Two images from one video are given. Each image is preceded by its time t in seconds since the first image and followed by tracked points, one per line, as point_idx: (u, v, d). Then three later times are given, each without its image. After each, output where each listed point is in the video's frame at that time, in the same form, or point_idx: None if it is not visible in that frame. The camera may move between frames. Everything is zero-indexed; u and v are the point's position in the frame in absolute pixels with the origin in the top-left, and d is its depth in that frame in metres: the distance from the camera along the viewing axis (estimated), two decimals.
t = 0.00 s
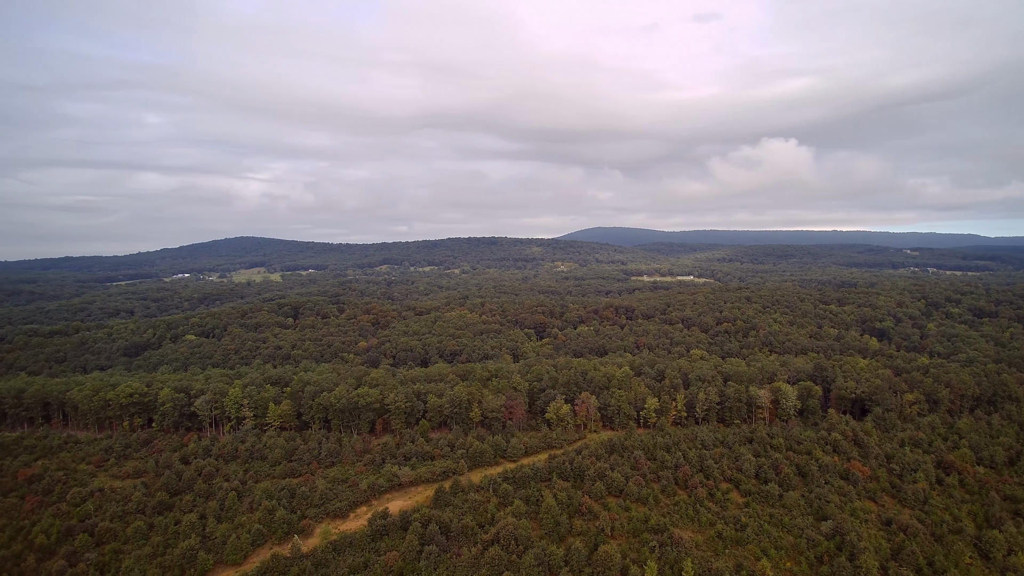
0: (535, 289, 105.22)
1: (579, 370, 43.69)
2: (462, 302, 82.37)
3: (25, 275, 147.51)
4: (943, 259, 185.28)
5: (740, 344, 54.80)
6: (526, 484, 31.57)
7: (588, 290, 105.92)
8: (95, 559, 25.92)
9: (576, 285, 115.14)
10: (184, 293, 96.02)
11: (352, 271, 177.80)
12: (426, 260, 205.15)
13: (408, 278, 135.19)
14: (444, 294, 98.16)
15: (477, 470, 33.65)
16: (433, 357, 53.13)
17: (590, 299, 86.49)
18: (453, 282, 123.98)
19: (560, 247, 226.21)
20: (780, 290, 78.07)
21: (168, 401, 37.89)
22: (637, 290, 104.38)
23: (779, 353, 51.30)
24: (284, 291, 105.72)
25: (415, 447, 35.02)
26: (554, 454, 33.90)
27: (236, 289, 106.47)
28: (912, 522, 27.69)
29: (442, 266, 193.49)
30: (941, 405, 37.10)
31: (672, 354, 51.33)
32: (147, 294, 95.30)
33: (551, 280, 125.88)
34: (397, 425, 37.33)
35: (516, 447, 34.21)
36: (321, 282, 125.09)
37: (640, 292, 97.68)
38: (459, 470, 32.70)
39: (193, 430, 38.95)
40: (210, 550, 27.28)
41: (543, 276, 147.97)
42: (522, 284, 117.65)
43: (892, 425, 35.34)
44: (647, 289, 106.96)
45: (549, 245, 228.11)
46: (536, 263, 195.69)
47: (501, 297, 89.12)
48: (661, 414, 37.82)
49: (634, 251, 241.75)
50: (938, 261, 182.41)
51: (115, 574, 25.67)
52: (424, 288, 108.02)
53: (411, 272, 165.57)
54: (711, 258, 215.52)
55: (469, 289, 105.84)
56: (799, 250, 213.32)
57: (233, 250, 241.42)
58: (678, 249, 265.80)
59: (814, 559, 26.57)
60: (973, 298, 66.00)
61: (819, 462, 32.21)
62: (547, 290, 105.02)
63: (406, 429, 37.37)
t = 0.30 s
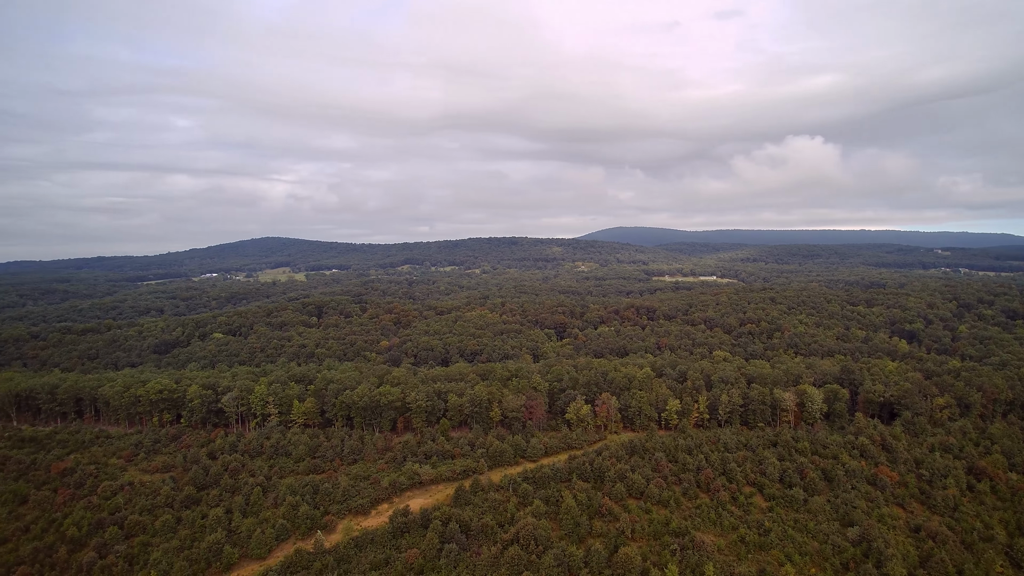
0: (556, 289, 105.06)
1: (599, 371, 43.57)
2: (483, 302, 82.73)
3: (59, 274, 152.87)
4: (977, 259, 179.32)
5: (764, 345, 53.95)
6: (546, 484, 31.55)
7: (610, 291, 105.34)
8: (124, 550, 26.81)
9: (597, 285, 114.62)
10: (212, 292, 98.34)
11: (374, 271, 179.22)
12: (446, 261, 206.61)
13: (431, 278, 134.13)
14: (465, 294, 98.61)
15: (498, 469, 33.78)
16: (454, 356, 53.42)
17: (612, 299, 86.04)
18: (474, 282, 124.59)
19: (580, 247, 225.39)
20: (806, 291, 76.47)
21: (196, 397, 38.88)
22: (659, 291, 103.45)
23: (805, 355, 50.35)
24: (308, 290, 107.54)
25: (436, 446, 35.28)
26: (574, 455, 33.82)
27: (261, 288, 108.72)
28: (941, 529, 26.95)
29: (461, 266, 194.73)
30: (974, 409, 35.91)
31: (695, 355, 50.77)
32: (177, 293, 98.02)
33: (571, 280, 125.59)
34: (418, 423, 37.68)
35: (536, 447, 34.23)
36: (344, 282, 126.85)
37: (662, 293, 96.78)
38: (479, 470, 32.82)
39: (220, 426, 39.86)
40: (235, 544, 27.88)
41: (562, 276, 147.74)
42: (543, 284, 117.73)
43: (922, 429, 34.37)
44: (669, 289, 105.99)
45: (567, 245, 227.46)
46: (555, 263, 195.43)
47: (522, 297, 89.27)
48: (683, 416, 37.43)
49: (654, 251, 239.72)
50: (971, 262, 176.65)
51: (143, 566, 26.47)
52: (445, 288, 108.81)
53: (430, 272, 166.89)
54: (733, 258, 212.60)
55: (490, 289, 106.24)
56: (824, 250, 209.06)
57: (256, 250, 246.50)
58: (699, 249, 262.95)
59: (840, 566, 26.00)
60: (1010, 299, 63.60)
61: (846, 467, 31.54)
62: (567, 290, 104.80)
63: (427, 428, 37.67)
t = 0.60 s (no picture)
0: (577, 289, 104.71)
1: (621, 371, 43.34)
2: (503, 301, 82.96)
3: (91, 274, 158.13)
4: (1014, 258, 172.74)
5: (789, 347, 52.96)
6: (566, 485, 31.50)
7: (631, 291, 104.56)
8: (154, 543, 27.62)
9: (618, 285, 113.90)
10: (239, 292, 100.68)
11: (399, 271, 180.11)
12: (467, 261, 207.60)
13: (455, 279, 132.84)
14: (485, 293, 98.91)
15: (518, 468, 33.85)
16: (475, 356, 53.70)
17: (633, 299, 85.37)
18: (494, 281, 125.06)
19: (600, 247, 224.24)
20: (833, 292, 74.80)
21: (223, 394, 39.85)
22: (681, 291, 102.29)
23: (832, 358, 49.27)
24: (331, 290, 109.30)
25: (457, 444, 35.52)
26: (594, 456, 33.70)
27: (286, 287, 110.89)
28: (973, 537, 26.12)
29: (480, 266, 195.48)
30: (1010, 414, 34.63)
31: (718, 356, 50.09)
32: (205, 292, 100.60)
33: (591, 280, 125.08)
34: (439, 422, 37.98)
35: (557, 448, 34.19)
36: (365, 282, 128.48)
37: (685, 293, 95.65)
38: (499, 469, 32.92)
39: (246, 422, 40.78)
40: (260, 538, 28.48)
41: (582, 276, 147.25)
42: (563, 284, 117.46)
43: (954, 434, 33.31)
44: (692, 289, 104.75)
45: (587, 245, 226.46)
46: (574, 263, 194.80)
47: (543, 297, 89.28)
48: (706, 418, 36.97)
49: (675, 251, 237.14)
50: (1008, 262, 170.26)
51: (171, 559, 27.23)
52: (466, 287, 109.43)
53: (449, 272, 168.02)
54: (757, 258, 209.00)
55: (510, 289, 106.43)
56: (851, 250, 203.93)
57: (279, 250, 251.32)
58: (720, 249, 259.19)
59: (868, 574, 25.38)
60: None
61: (874, 472, 30.78)
62: (588, 290, 104.41)
63: (449, 427, 37.98)
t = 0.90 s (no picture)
0: (599, 289, 104.19)
1: (643, 372, 43.01)
2: (525, 301, 83.09)
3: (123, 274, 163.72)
4: None
5: (817, 349, 51.78)
6: (588, 486, 31.38)
7: (654, 291, 103.56)
8: (183, 536, 28.44)
9: (641, 286, 112.93)
10: (266, 291, 103.04)
11: (421, 271, 181.87)
12: (489, 261, 208.67)
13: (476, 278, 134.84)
14: (507, 293, 99.10)
15: (539, 468, 33.88)
16: (497, 356, 53.90)
17: (657, 300, 84.48)
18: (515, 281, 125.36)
19: (622, 247, 222.75)
20: (863, 293, 72.93)
21: (252, 390, 40.82)
22: (706, 291, 100.85)
23: (862, 361, 48.01)
24: (356, 289, 111.01)
25: (479, 444, 35.71)
26: (616, 458, 33.50)
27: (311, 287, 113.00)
28: (1008, 546, 25.18)
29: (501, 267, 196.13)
30: None
31: (743, 358, 49.29)
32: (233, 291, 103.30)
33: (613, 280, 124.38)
34: (461, 421, 38.22)
35: (578, 448, 34.09)
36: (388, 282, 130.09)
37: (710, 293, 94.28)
38: (520, 469, 32.99)
39: (273, 419, 41.68)
40: (286, 533, 29.07)
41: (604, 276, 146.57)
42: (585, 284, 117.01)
43: (989, 440, 32.09)
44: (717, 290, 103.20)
45: (608, 245, 225.17)
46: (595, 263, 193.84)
47: (565, 297, 89.15)
48: (731, 421, 36.41)
49: (699, 250, 233.91)
50: None
51: (200, 552, 28.00)
52: (488, 287, 109.88)
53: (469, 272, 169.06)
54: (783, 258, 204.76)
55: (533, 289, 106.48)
56: (882, 250, 198.15)
57: (302, 250, 256.26)
58: (745, 249, 254.56)
59: None
60: None
61: (904, 478, 29.92)
62: (610, 291, 103.85)
63: (471, 426, 38.21)
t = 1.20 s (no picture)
0: (622, 290, 103.47)
1: (667, 374, 42.61)
2: (548, 301, 83.02)
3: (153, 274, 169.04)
4: None
5: (846, 351, 50.49)
6: (610, 487, 31.20)
7: (678, 291, 102.30)
8: (212, 529, 29.20)
9: (664, 286, 111.68)
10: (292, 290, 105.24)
11: (444, 271, 182.89)
12: (513, 260, 208.88)
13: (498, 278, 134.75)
14: (529, 293, 99.06)
15: (561, 469, 33.86)
16: (519, 355, 54.00)
17: (681, 300, 83.52)
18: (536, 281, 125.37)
19: (644, 247, 220.66)
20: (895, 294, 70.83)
21: (278, 388, 41.76)
22: (732, 292, 99.15)
23: (893, 363, 46.66)
24: (379, 289, 112.45)
25: (500, 443, 35.86)
26: (638, 459, 33.26)
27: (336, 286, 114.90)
28: None
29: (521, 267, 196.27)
30: None
31: (769, 360, 48.41)
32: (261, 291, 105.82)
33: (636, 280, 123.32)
34: (482, 420, 38.43)
35: (600, 449, 33.94)
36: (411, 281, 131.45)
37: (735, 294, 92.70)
38: (542, 469, 33.03)
39: (299, 415, 42.53)
40: (311, 528, 29.62)
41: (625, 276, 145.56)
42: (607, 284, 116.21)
43: None
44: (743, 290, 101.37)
45: (629, 245, 223.39)
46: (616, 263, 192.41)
47: (588, 297, 88.82)
48: (756, 424, 35.83)
49: (723, 250, 230.00)
50: None
51: (228, 545, 28.72)
52: (511, 287, 110.07)
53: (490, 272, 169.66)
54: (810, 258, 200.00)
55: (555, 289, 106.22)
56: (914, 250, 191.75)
57: (325, 250, 260.74)
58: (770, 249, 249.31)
59: None
60: None
61: (936, 485, 29.01)
62: (633, 291, 103.05)
63: (492, 425, 38.41)
